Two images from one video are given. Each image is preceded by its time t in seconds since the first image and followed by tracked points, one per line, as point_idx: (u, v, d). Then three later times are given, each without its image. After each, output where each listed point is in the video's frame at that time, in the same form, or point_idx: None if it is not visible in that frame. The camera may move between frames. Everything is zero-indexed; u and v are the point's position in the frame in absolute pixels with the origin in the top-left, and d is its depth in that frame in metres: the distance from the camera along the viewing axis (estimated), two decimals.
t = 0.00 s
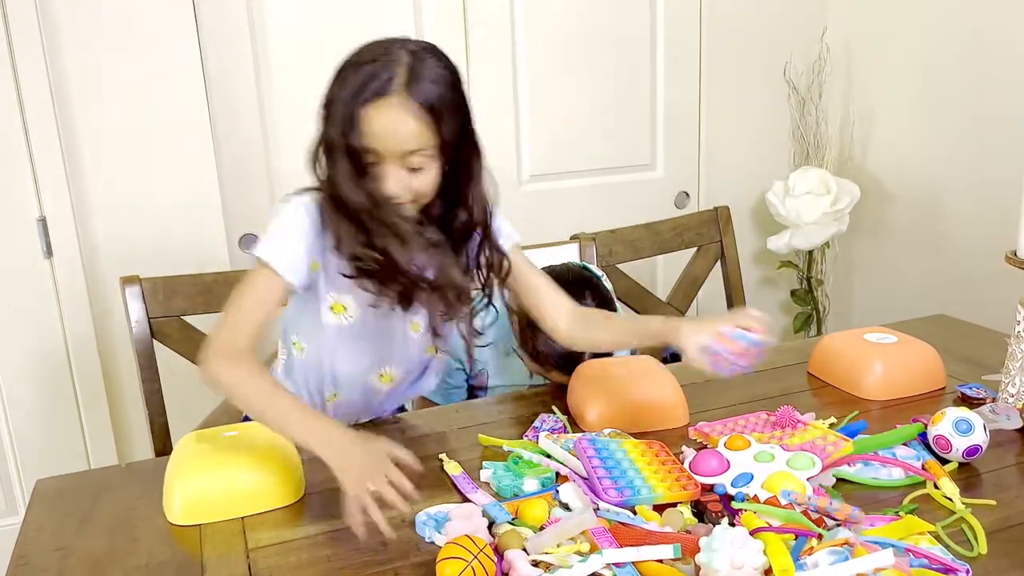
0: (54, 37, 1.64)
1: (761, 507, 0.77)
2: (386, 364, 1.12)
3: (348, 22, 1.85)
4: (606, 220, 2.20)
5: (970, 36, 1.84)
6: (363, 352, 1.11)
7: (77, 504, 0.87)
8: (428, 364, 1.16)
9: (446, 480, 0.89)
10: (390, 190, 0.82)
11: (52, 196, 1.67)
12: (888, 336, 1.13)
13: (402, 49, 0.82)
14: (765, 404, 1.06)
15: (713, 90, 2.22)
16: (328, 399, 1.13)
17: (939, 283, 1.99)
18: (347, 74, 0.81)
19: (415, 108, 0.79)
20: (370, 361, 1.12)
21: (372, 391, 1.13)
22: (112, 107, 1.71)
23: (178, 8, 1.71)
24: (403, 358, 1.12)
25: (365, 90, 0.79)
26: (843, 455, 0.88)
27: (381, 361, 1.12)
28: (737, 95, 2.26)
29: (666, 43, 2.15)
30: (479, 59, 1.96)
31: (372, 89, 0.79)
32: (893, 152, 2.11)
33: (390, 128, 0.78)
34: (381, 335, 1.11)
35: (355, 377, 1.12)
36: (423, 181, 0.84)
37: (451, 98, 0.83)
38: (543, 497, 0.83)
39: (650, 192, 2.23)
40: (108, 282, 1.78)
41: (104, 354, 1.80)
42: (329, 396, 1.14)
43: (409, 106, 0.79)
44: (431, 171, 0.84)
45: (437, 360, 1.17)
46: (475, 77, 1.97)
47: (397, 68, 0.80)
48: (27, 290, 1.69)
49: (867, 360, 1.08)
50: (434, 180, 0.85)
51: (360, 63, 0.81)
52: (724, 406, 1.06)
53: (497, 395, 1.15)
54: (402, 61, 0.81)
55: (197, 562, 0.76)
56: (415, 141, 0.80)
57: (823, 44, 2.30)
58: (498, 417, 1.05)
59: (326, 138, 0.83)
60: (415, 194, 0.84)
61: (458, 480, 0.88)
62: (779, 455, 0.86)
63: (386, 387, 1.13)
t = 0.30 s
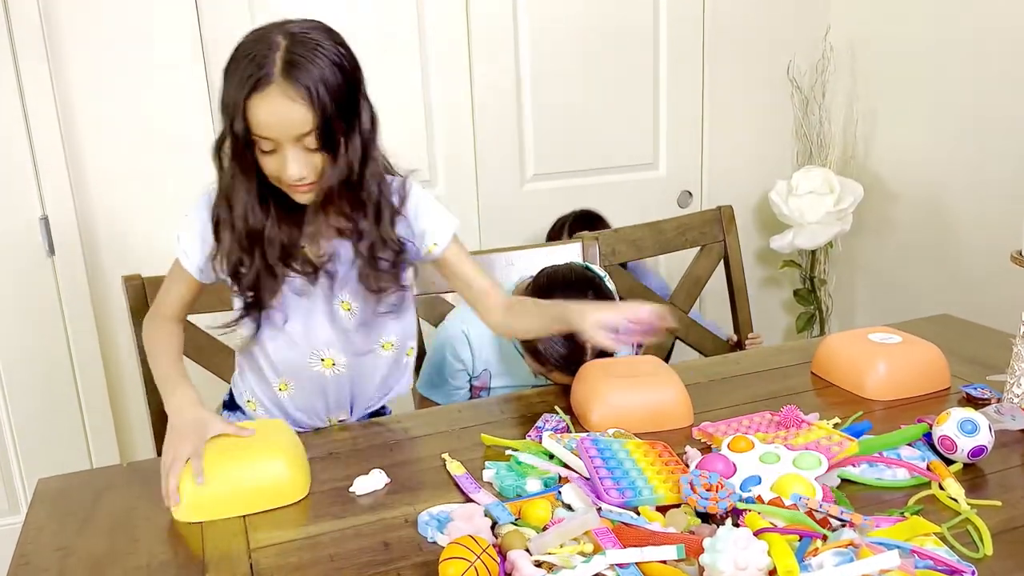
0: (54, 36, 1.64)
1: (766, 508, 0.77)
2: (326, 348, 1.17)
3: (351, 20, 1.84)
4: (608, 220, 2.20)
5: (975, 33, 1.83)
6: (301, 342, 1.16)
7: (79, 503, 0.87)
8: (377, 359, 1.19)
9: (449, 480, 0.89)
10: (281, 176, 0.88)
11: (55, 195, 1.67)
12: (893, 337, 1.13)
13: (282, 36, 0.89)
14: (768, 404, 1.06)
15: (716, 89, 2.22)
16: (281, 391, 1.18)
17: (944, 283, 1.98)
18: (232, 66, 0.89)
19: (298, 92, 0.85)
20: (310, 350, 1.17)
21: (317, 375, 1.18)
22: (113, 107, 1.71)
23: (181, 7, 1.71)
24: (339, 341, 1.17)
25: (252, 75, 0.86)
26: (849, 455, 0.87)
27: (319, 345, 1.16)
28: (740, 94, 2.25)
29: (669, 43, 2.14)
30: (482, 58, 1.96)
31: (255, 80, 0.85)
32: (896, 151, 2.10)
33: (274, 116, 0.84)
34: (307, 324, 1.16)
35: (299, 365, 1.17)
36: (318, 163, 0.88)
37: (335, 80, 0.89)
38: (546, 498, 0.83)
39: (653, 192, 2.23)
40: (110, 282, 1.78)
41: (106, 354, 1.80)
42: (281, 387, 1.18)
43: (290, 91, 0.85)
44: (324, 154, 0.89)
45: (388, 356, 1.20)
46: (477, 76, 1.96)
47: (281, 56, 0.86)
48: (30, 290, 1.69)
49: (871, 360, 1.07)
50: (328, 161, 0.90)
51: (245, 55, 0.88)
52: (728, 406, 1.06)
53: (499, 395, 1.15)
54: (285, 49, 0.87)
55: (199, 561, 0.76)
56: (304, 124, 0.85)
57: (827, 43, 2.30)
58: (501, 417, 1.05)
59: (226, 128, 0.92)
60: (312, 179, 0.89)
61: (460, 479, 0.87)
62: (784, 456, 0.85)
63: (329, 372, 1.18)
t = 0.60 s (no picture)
0: (57, 33, 1.64)
1: (768, 505, 0.77)
2: (300, 337, 1.15)
3: (353, 21, 1.85)
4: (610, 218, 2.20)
5: (977, 31, 1.83)
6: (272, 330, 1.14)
7: (81, 500, 0.87)
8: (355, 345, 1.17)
9: (451, 477, 0.89)
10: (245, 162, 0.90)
11: (57, 192, 1.67)
12: (895, 335, 1.13)
13: (242, 27, 0.90)
14: (771, 402, 1.05)
15: (718, 88, 2.22)
16: (261, 384, 1.16)
17: (946, 281, 1.98)
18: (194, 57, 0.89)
19: (268, 81, 0.87)
20: (282, 341, 1.15)
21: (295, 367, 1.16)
22: (115, 105, 1.71)
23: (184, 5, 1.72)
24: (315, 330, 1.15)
25: (218, 65, 0.87)
26: (852, 452, 0.87)
27: (293, 334, 1.15)
28: (742, 93, 2.25)
29: (670, 41, 2.14)
30: (484, 56, 1.96)
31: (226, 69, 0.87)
32: (899, 150, 2.10)
33: (244, 104, 0.86)
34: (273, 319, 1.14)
35: (275, 357, 1.15)
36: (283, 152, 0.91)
37: (299, 73, 0.90)
38: (548, 495, 0.83)
39: (655, 190, 2.23)
40: (112, 280, 1.78)
41: (108, 351, 1.80)
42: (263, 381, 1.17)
43: (260, 79, 0.87)
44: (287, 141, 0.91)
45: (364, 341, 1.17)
46: (480, 74, 1.96)
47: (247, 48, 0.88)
48: (33, 287, 1.70)
49: (873, 358, 1.07)
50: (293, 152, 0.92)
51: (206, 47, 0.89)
52: (730, 404, 1.05)
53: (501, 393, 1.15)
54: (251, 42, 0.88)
55: (201, 557, 0.76)
56: (272, 112, 0.87)
57: (829, 42, 2.29)
58: (503, 414, 1.05)
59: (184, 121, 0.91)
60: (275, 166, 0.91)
61: (462, 476, 0.87)
62: (786, 454, 0.85)
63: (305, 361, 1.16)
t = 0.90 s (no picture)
0: (59, 30, 1.64)
1: (770, 503, 0.77)
2: (273, 326, 1.16)
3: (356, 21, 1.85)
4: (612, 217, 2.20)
5: (979, 30, 1.83)
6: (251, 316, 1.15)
7: (84, 497, 0.87)
8: (331, 342, 1.17)
9: (453, 475, 0.89)
10: (305, 126, 0.96)
11: (60, 189, 1.67)
12: (896, 334, 1.13)
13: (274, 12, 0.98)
14: (772, 400, 1.06)
15: (720, 87, 2.22)
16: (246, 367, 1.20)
17: (948, 281, 1.98)
18: (244, 31, 0.95)
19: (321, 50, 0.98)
20: (255, 328, 1.16)
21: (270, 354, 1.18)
22: (117, 104, 1.72)
23: (187, 4, 1.72)
24: (287, 321, 1.16)
25: (273, 35, 0.94)
26: (852, 451, 0.87)
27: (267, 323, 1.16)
28: (744, 91, 2.25)
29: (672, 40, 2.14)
30: (485, 55, 1.96)
31: (288, 38, 0.95)
32: (901, 148, 2.10)
33: (313, 64, 0.95)
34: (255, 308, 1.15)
35: (251, 343, 1.17)
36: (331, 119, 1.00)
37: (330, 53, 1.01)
38: (549, 493, 0.83)
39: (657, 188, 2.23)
40: (115, 277, 1.78)
41: (110, 349, 1.80)
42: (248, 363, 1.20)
43: (316, 47, 0.97)
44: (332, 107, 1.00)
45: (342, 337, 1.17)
46: (482, 73, 1.96)
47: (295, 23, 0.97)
48: (35, 284, 1.70)
49: (874, 357, 1.07)
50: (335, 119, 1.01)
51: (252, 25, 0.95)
52: (731, 402, 1.06)
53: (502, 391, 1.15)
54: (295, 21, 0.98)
55: (205, 554, 0.77)
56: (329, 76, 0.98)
57: (831, 41, 2.29)
58: (504, 412, 1.05)
59: (228, 93, 0.96)
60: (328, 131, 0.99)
61: (464, 474, 0.88)
62: (788, 452, 0.86)
63: (277, 350, 1.17)
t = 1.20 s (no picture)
0: (62, 30, 1.65)
1: (771, 501, 0.77)
2: (288, 314, 1.15)
3: (359, 20, 1.85)
4: (614, 216, 2.19)
5: (982, 29, 1.83)
6: (266, 305, 1.14)
7: (87, 495, 0.88)
8: (339, 329, 1.18)
9: (455, 473, 0.89)
10: (306, 125, 0.99)
11: (63, 188, 1.68)
12: (898, 333, 1.13)
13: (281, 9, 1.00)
14: (774, 400, 1.06)
15: (723, 86, 2.22)
16: (253, 362, 1.17)
17: (951, 280, 1.97)
18: (252, 27, 0.97)
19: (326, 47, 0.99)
20: (269, 317, 1.15)
21: (281, 344, 1.16)
22: (119, 103, 1.72)
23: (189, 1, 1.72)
24: (303, 309, 1.15)
25: (279, 33, 0.96)
26: (854, 450, 0.88)
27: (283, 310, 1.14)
28: (746, 90, 2.25)
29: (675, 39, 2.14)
30: (487, 54, 1.96)
31: (292, 36, 0.96)
32: (904, 147, 2.09)
33: (316, 62, 0.97)
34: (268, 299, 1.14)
35: (263, 334, 1.16)
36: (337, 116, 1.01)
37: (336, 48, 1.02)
38: (551, 491, 0.83)
39: (659, 187, 2.23)
40: (118, 275, 1.78)
41: (113, 347, 1.81)
42: (255, 357, 1.17)
43: (320, 44, 0.98)
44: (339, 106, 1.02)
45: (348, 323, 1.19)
46: (484, 71, 1.96)
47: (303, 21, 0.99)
48: (38, 283, 1.70)
49: (876, 356, 1.07)
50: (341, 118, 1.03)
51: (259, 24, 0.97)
52: (734, 401, 1.06)
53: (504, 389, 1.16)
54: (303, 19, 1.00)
55: (208, 551, 0.77)
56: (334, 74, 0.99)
57: (834, 40, 2.29)
58: (507, 410, 1.05)
59: (235, 90, 0.98)
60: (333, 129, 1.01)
61: (466, 472, 0.88)
62: (790, 451, 0.86)
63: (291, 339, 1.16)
